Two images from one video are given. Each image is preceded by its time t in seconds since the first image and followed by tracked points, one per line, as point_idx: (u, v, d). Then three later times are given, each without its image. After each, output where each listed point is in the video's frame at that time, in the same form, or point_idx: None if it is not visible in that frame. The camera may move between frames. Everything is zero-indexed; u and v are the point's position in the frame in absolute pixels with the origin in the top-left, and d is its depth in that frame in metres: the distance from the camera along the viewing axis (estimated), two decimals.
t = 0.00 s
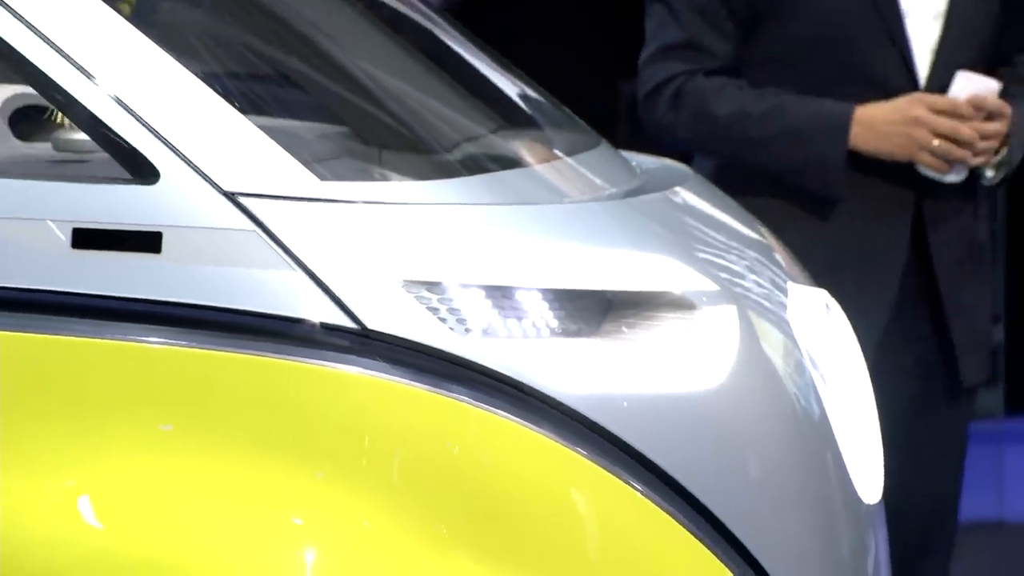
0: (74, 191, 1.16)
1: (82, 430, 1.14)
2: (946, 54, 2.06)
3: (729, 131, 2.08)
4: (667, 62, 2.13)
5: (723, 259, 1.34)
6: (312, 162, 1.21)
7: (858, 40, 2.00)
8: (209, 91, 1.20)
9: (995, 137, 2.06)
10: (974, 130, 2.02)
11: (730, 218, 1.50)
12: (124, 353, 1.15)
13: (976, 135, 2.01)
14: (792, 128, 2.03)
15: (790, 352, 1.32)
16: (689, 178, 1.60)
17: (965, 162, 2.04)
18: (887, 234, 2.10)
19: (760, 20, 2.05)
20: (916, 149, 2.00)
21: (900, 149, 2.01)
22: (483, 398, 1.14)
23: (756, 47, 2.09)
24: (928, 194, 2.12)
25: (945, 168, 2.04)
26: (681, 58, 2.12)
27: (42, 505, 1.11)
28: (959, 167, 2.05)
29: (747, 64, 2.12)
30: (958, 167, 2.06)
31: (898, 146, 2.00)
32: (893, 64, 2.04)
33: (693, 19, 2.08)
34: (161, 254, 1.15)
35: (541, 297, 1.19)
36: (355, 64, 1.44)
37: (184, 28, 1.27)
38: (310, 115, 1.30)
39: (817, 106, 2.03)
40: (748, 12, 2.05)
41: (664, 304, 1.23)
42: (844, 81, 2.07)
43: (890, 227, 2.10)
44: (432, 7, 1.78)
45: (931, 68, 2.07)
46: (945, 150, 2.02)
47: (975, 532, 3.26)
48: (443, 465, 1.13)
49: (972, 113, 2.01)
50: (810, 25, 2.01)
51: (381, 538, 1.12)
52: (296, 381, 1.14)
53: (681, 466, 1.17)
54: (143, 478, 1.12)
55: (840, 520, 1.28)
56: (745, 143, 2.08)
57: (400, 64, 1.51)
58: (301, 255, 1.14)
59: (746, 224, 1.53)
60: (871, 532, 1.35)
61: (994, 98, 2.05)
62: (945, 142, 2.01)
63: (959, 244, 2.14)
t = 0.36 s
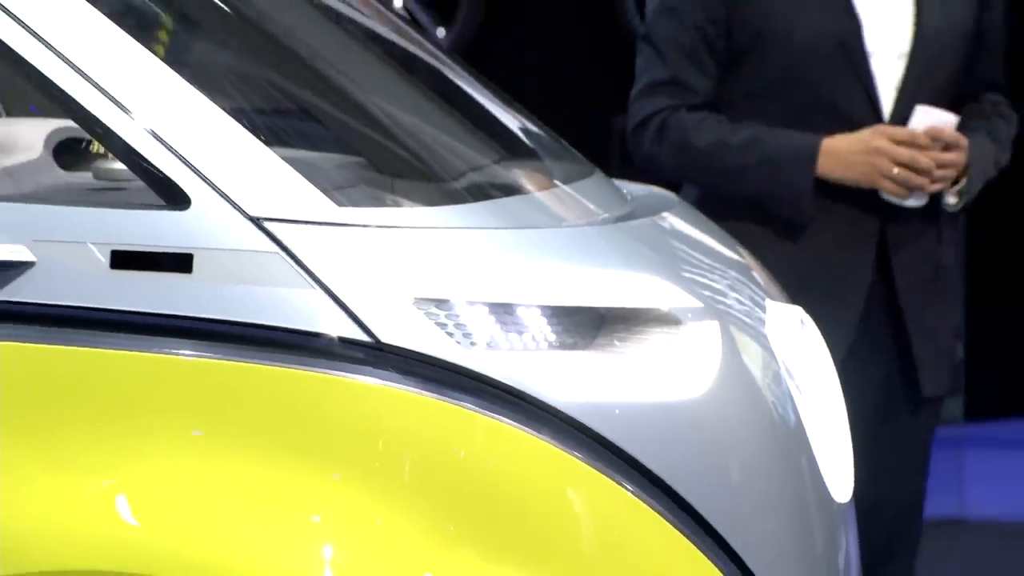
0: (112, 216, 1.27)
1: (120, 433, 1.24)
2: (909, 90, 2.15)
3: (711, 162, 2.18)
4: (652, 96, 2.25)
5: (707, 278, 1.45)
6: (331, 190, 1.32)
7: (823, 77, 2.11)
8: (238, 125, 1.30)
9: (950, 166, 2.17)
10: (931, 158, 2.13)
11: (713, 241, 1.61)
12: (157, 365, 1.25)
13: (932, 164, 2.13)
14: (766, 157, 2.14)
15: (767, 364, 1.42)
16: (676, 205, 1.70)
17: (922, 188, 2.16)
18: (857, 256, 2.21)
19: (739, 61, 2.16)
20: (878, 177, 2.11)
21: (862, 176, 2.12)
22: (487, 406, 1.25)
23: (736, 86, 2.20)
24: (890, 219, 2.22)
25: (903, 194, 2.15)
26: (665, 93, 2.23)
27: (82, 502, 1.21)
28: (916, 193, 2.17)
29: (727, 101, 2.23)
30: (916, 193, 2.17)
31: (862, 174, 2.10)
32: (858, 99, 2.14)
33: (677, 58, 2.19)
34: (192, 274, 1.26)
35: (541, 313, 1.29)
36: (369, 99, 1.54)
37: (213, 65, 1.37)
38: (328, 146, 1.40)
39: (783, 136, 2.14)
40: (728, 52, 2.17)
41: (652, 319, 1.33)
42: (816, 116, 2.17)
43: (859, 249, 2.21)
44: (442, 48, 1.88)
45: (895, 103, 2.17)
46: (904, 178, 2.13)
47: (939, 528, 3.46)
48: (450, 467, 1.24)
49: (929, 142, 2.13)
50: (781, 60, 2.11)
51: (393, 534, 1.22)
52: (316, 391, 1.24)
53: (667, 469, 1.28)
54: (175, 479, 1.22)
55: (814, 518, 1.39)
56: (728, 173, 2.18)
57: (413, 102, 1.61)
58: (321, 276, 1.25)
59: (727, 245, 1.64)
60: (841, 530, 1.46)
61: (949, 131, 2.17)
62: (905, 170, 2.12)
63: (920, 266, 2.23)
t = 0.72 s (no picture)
0: (148, 232, 1.37)
1: (155, 431, 1.36)
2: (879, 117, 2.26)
3: (696, 182, 2.29)
4: (645, 122, 2.35)
5: (692, 288, 1.57)
6: (348, 208, 1.43)
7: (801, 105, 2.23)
8: (266, 148, 1.41)
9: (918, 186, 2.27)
10: (901, 179, 2.23)
11: (698, 254, 1.72)
12: (189, 369, 1.36)
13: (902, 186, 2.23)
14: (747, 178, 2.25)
15: (749, 364, 1.56)
16: (665, 221, 1.82)
17: (892, 207, 2.26)
18: (838, 267, 2.32)
19: (726, 87, 2.27)
20: (852, 197, 2.22)
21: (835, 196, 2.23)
22: (491, 406, 1.36)
23: (722, 111, 2.31)
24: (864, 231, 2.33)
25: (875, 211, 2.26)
26: (657, 119, 2.34)
27: (123, 495, 1.34)
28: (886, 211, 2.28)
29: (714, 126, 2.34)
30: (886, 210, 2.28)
31: (835, 195, 2.21)
32: (833, 123, 2.25)
33: (666, 86, 2.30)
34: (221, 284, 1.37)
35: (541, 320, 1.40)
36: (383, 122, 1.65)
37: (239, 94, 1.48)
38: (345, 166, 1.52)
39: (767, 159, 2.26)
40: (715, 79, 2.28)
41: (644, 326, 1.45)
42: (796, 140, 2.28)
43: (837, 259, 2.32)
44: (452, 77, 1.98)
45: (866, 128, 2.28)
46: (876, 197, 2.23)
47: (907, 517, 3.63)
48: (458, 461, 1.35)
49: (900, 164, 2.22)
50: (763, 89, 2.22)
51: (405, 523, 1.34)
52: (335, 392, 1.35)
53: (657, 464, 1.39)
54: (206, 473, 1.34)
55: (792, 507, 1.51)
56: (711, 194, 2.31)
57: (429, 129, 1.71)
58: (340, 287, 1.36)
59: (710, 258, 1.76)
60: (817, 518, 1.58)
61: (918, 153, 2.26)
62: (875, 192, 2.22)
63: (890, 281, 2.34)
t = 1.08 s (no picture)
0: (180, 249, 1.49)
1: (185, 433, 1.47)
2: (857, 138, 2.43)
3: (657, 179, 2.44)
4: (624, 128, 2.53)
5: (681, 300, 1.70)
6: (365, 226, 1.55)
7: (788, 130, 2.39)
8: (288, 172, 1.53)
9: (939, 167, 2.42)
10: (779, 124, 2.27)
11: (686, 269, 1.85)
12: (217, 375, 1.48)
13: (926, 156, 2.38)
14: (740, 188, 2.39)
15: (732, 369, 1.68)
16: (656, 238, 1.95)
17: (911, 176, 2.40)
18: (816, 281, 2.48)
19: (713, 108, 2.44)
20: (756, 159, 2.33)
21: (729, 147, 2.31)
22: (496, 409, 1.48)
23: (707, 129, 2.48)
24: (843, 243, 2.48)
25: (784, 153, 2.28)
26: (632, 127, 2.52)
27: (156, 491, 1.46)
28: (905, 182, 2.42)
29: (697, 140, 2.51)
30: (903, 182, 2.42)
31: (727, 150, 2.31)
32: (814, 144, 2.40)
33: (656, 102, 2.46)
34: (247, 296, 1.48)
35: (542, 329, 1.52)
36: (397, 147, 1.76)
37: (266, 121, 1.60)
38: (362, 189, 1.63)
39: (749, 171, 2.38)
40: (703, 99, 2.45)
41: (636, 335, 1.57)
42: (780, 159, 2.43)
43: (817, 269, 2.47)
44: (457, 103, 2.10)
45: (846, 147, 2.43)
46: (770, 139, 2.27)
47: (881, 512, 3.99)
48: (465, 460, 1.46)
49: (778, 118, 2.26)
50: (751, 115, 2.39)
51: (416, 517, 1.45)
52: (352, 396, 1.47)
53: (649, 463, 1.51)
54: (233, 471, 1.46)
55: (774, 503, 1.63)
56: (674, 187, 2.41)
57: (439, 153, 1.82)
58: (356, 299, 1.48)
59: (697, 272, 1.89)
60: (796, 513, 1.71)
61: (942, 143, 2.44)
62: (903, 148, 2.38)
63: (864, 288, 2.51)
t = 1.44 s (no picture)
0: (210, 265, 1.62)
1: (214, 435, 1.60)
2: (836, 163, 2.74)
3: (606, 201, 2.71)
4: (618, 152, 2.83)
5: (671, 313, 1.84)
6: (380, 245, 1.68)
7: (774, 157, 2.70)
8: (309, 195, 1.66)
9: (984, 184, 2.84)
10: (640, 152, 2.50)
11: (675, 284, 2.00)
12: (244, 380, 1.61)
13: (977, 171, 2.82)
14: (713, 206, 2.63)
15: (715, 374, 1.82)
16: (648, 254, 2.09)
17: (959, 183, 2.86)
18: (796, 290, 2.79)
19: (703, 141, 2.73)
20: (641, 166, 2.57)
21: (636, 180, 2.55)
22: (500, 412, 1.61)
23: (698, 158, 2.75)
24: (828, 254, 2.79)
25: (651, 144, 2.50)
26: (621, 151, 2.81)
27: (187, 488, 1.59)
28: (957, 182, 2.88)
29: (689, 172, 2.78)
30: (952, 182, 2.88)
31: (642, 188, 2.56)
32: (797, 169, 2.71)
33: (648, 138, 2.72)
34: (272, 308, 1.61)
35: (543, 339, 1.66)
36: (409, 171, 1.88)
37: (289, 147, 1.72)
38: (377, 210, 1.75)
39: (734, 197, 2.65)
40: (693, 135, 2.73)
41: (630, 344, 1.71)
42: (767, 184, 2.73)
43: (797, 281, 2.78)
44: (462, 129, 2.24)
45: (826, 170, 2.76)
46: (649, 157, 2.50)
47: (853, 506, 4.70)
48: (472, 459, 1.59)
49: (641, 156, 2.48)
50: (739, 144, 2.70)
51: (426, 512, 1.57)
52: (368, 400, 1.60)
53: (642, 461, 1.64)
54: (258, 469, 1.59)
55: (756, 499, 1.79)
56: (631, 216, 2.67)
57: (447, 177, 1.95)
58: (372, 311, 1.61)
59: (685, 285, 2.04)
60: (777, 508, 1.86)
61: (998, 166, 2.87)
62: (958, 158, 2.83)
63: (849, 299, 2.86)
